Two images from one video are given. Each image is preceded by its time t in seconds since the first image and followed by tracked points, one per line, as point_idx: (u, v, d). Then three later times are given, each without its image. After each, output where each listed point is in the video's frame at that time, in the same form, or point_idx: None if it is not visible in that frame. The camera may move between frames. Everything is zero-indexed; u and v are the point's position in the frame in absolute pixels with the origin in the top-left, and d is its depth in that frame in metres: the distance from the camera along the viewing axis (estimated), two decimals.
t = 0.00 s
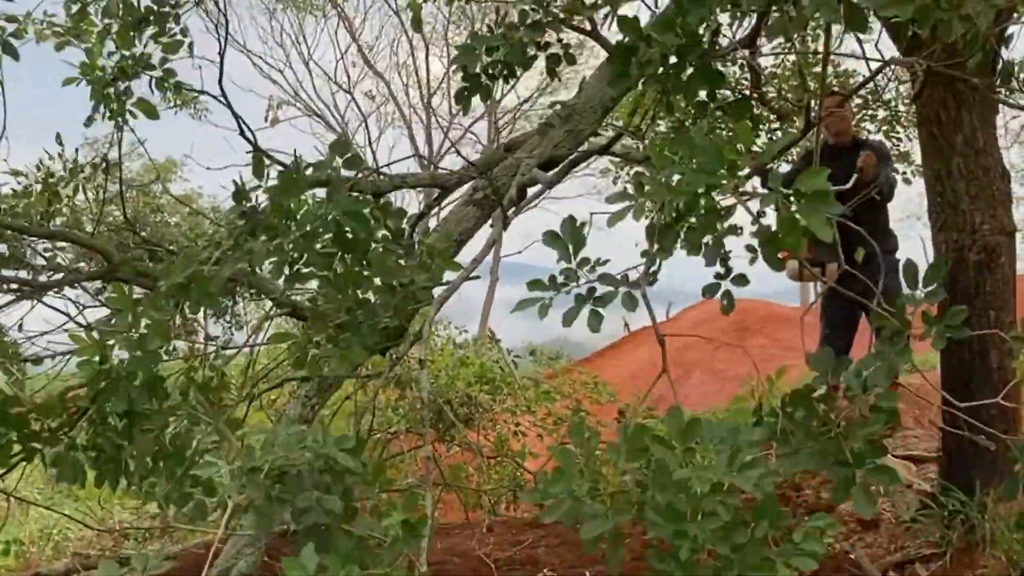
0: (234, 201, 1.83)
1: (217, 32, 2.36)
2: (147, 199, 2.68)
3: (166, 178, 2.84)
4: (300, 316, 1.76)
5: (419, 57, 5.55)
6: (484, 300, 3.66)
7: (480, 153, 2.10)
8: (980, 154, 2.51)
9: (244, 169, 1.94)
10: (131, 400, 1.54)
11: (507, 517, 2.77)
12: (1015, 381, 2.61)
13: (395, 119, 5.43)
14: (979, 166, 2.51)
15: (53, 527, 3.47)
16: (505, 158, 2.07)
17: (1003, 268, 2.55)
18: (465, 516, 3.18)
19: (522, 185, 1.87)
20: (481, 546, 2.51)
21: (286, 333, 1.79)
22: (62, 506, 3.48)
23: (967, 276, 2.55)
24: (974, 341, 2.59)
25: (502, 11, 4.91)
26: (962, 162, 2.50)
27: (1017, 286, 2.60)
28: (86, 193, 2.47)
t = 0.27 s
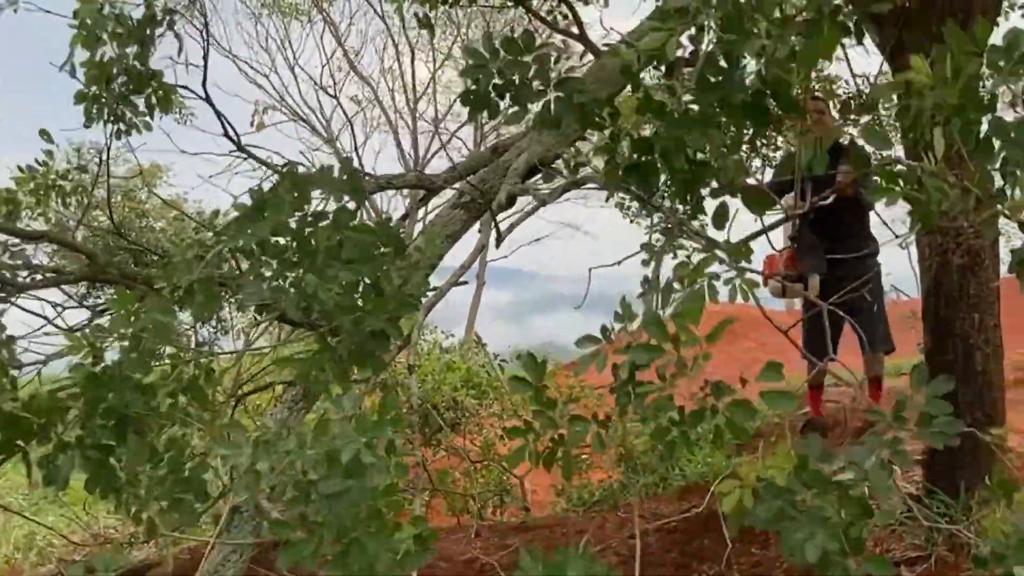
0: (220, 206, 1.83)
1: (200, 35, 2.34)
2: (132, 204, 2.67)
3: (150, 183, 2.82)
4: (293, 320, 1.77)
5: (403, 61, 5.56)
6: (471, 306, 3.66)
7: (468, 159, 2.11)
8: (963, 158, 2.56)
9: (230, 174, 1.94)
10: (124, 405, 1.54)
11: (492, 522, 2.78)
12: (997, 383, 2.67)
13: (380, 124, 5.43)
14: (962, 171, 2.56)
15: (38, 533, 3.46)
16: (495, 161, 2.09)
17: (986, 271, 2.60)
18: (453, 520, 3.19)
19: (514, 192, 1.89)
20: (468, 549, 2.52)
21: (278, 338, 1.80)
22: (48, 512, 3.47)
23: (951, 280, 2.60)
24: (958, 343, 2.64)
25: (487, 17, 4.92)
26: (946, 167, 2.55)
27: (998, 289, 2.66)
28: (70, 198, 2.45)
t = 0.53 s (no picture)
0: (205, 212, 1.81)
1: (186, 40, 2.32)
2: (119, 211, 2.65)
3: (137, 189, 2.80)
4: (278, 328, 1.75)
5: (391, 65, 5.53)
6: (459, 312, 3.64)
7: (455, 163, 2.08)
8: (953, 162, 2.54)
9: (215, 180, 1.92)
10: (109, 408, 1.52)
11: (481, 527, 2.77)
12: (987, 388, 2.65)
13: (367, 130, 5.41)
14: (951, 175, 2.55)
15: (24, 541, 3.43)
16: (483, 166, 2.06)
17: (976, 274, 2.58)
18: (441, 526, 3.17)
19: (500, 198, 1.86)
20: (457, 555, 2.50)
21: (264, 344, 1.78)
22: (34, 520, 3.45)
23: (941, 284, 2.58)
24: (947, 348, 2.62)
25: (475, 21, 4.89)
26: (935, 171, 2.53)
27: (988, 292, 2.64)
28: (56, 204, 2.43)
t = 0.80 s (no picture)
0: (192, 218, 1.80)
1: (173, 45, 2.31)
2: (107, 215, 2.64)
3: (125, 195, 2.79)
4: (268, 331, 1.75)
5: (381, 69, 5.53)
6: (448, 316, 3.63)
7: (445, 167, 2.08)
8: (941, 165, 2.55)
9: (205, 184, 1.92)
10: (93, 412, 1.52)
11: (471, 531, 2.76)
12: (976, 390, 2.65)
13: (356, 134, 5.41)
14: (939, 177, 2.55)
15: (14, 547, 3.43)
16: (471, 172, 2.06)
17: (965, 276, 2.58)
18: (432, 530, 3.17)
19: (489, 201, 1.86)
20: (448, 559, 2.50)
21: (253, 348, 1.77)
22: (23, 526, 3.44)
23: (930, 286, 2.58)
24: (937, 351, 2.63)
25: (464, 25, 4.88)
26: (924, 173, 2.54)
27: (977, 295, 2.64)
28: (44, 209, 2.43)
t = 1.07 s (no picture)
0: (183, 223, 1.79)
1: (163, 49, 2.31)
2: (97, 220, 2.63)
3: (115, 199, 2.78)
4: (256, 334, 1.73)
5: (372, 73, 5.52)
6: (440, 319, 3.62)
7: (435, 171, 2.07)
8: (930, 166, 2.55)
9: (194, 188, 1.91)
10: (77, 412, 1.50)
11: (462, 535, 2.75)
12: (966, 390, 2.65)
13: (348, 138, 5.40)
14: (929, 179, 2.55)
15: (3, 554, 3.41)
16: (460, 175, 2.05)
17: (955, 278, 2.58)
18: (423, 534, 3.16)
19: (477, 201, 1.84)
20: (439, 563, 2.49)
21: (241, 352, 1.76)
22: (13, 532, 3.42)
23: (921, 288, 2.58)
24: (927, 352, 2.62)
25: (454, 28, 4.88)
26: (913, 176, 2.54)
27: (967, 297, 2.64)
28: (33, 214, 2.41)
